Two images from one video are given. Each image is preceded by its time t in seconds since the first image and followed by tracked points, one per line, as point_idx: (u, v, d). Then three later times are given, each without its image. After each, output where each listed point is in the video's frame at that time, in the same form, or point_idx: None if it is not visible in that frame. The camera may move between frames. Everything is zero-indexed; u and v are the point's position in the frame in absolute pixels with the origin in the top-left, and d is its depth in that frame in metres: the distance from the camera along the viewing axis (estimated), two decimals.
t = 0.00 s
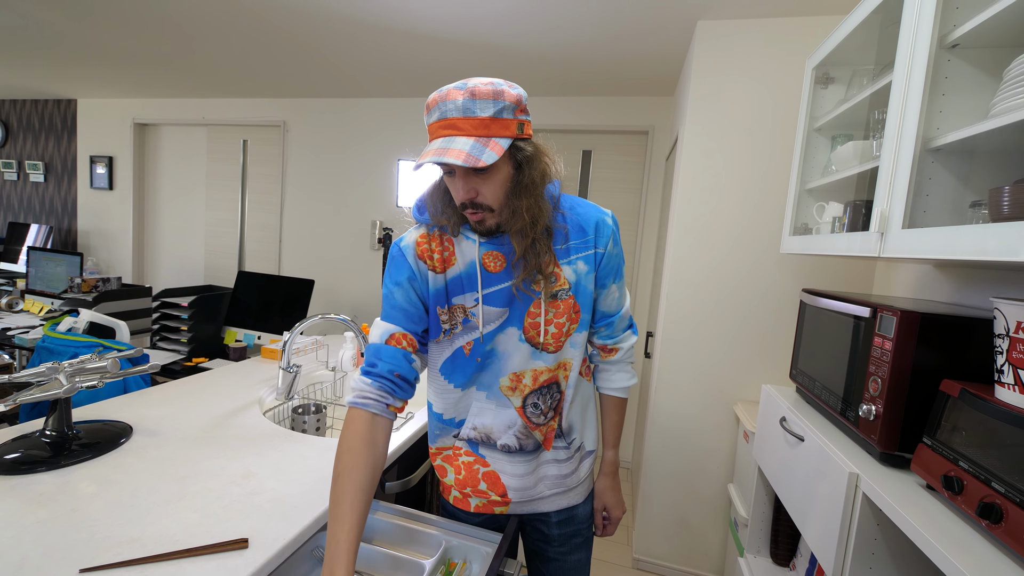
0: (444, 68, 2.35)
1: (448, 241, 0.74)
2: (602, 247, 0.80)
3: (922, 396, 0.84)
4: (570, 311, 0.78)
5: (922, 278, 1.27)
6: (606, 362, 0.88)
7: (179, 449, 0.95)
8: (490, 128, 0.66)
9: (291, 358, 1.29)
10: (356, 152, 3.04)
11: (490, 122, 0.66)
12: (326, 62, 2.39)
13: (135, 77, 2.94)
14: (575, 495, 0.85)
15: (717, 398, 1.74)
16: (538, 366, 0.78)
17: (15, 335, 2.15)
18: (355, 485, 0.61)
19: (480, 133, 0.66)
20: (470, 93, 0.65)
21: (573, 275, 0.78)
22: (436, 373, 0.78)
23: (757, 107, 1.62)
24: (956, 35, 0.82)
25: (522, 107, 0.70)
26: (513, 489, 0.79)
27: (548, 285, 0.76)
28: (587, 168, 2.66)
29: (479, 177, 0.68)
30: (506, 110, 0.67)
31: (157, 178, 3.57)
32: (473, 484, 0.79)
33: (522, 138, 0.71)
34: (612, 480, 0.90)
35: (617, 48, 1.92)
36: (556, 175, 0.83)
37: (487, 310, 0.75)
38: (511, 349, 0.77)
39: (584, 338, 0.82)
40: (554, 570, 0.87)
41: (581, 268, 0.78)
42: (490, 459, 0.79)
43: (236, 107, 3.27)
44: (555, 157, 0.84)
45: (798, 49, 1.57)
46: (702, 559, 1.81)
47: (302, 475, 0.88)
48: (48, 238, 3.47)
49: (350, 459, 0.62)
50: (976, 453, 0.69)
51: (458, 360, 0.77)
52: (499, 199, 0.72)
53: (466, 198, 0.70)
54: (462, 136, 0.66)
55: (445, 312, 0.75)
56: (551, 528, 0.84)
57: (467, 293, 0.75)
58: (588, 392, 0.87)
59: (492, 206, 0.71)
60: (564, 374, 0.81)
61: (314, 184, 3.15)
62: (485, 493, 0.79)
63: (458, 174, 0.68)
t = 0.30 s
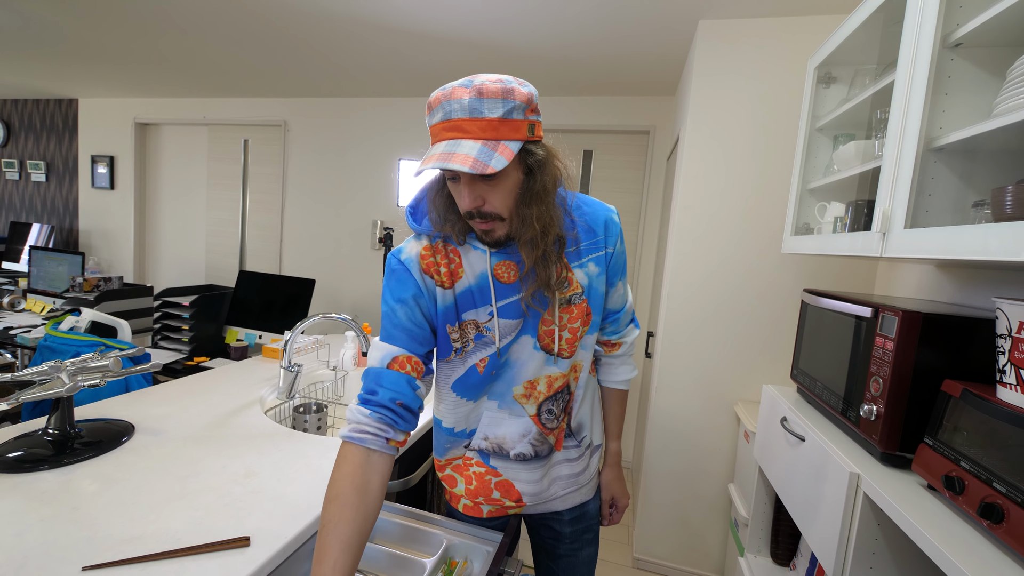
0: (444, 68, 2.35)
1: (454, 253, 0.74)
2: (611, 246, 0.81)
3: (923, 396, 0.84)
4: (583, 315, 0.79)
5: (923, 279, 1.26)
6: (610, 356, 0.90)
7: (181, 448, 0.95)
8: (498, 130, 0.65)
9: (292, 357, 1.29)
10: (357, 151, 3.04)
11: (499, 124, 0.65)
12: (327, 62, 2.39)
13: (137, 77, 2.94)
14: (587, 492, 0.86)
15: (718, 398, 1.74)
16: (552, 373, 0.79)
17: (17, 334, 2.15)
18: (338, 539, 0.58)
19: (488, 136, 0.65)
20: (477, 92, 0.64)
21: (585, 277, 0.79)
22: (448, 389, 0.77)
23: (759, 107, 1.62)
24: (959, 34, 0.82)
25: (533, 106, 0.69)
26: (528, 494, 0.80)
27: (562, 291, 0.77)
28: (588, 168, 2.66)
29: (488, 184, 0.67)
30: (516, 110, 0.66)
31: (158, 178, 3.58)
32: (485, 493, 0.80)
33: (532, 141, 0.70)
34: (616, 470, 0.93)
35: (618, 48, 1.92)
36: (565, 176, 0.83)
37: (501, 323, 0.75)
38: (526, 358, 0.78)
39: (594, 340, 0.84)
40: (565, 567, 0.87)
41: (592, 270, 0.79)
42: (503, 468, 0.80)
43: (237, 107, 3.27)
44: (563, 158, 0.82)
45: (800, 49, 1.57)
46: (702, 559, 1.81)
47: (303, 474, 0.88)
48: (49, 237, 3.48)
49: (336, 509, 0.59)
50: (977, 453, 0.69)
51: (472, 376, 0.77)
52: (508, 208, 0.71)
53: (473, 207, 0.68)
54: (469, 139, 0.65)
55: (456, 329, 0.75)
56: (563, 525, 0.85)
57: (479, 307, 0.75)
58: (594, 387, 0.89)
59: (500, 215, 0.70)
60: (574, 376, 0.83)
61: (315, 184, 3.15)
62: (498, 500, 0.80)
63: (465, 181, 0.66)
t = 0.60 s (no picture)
0: (446, 66, 2.35)
1: (456, 253, 0.75)
2: (619, 249, 0.81)
3: (926, 395, 0.84)
4: (587, 319, 0.79)
5: (927, 277, 1.26)
6: (616, 359, 0.90)
7: (184, 444, 0.96)
8: (506, 128, 0.65)
9: (294, 355, 1.30)
10: (359, 150, 3.04)
11: (507, 121, 0.65)
12: (328, 60, 2.39)
13: (139, 75, 2.95)
14: (590, 495, 0.87)
15: (720, 396, 1.74)
16: (555, 377, 0.79)
17: (20, 332, 2.16)
18: (342, 535, 0.58)
19: (495, 134, 0.65)
20: (485, 88, 0.63)
21: (591, 280, 0.78)
22: (450, 391, 0.77)
23: (762, 105, 1.62)
24: (964, 31, 0.81)
25: (541, 103, 0.69)
26: (530, 497, 0.80)
27: (567, 294, 0.77)
28: (590, 166, 2.65)
29: (494, 184, 0.67)
30: (525, 107, 0.66)
31: (160, 176, 3.58)
32: (487, 495, 0.80)
33: (540, 139, 0.70)
34: (620, 475, 0.93)
35: (620, 45, 1.92)
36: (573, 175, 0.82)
37: (503, 326, 0.75)
38: (529, 361, 0.78)
39: (599, 343, 0.84)
40: (568, 567, 0.87)
41: (599, 272, 0.79)
42: (505, 471, 0.80)
43: (239, 105, 3.28)
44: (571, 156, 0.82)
45: (803, 46, 1.57)
46: (704, 557, 1.81)
47: (306, 470, 0.89)
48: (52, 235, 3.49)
49: (339, 506, 0.59)
50: (980, 452, 0.69)
51: (475, 379, 0.77)
52: (514, 208, 0.71)
53: (479, 206, 0.68)
54: (475, 136, 0.65)
55: (458, 330, 0.75)
56: (566, 526, 0.85)
57: (481, 309, 0.75)
58: (599, 388, 0.89)
59: (506, 215, 0.70)
60: (578, 380, 0.82)
61: (317, 182, 3.15)
62: (501, 502, 0.80)
63: (471, 180, 0.66)
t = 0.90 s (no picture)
0: (447, 60, 2.33)
1: (453, 245, 0.74)
2: (616, 241, 0.81)
3: (923, 388, 0.84)
4: (584, 310, 0.79)
5: (926, 272, 1.26)
6: (614, 352, 0.90)
7: (185, 437, 0.96)
8: (498, 117, 0.65)
9: (294, 349, 1.30)
10: (359, 144, 3.04)
11: (499, 110, 0.65)
12: (328, 54, 2.38)
13: (137, 69, 2.93)
14: (588, 486, 0.87)
15: (719, 391, 1.75)
16: (553, 369, 0.79)
17: (20, 327, 2.16)
18: (339, 522, 0.58)
19: (487, 122, 0.65)
20: (476, 77, 0.63)
21: (588, 272, 0.78)
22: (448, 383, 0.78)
23: (763, 100, 1.61)
24: (966, 24, 0.81)
25: (533, 93, 0.69)
26: (529, 489, 0.80)
27: (563, 286, 0.77)
28: (591, 162, 2.65)
29: (486, 173, 0.67)
30: (516, 96, 0.66)
31: (159, 171, 3.57)
32: (487, 487, 0.80)
33: (533, 129, 0.70)
34: (619, 467, 0.93)
35: (622, 40, 1.91)
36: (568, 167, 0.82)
37: (501, 318, 0.75)
38: (527, 353, 0.78)
39: (597, 335, 0.84)
40: (566, 558, 0.88)
41: (595, 264, 0.79)
42: (504, 463, 0.80)
43: (239, 99, 3.26)
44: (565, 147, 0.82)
45: (805, 41, 1.56)
46: (702, 550, 1.83)
47: (306, 463, 0.89)
48: (50, 230, 3.48)
49: (336, 494, 0.59)
50: (975, 444, 0.69)
51: (472, 372, 0.77)
52: (508, 197, 0.71)
53: (473, 196, 0.68)
54: (467, 125, 0.65)
55: (455, 323, 0.75)
56: (565, 518, 0.86)
57: (479, 301, 0.75)
58: (598, 381, 0.90)
59: (501, 205, 0.70)
60: (576, 372, 0.83)
61: (317, 176, 3.14)
62: (500, 493, 0.80)
63: (465, 169, 0.66)
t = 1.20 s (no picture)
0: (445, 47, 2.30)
1: (448, 233, 0.75)
2: (609, 224, 0.80)
3: (919, 375, 0.84)
4: (580, 294, 0.79)
5: (925, 261, 1.26)
6: (610, 337, 0.90)
7: (185, 424, 0.97)
8: (487, 92, 0.64)
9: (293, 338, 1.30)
10: (357, 133, 3.01)
11: (487, 85, 0.64)
12: (325, 41, 2.34)
13: (132, 56, 2.89)
14: (586, 469, 0.88)
15: (717, 380, 1.76)
16: (549, 352, 0.79)
17: (18, 317, 2.16)
18: (343, 507, 0.58)
19: (475, 97, 0.64)
20: (463, 53, 0.63)
21: (582, 256, 0.78)
22: (445, 368, 0.78)
23: (764, 88, 1.59)
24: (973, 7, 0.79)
25: (521, 72, 0.69)
26: (528, 472, 0.81)
27: (558, 269, 0.77)
28: (590, 152, 2.63)
29: (477, 149, 0.67)
30: (504, 73, 0.66)
31: (155, 160, 3.54)
32: (486, 471, 0.81)
33: (520, 107, 0.70)
34: (616, 450, 0.94)
35: (623, 27, 1.88)
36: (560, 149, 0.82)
37: (497, 303, 0.75)
38: (523, 337, 0.78)
39: (593, 319, 0.84)
40: (564, 541, 0.89)
41: (589, 248, 0.78)
42: (502, 447, 0.81)
43: (235, 88, 3.22)
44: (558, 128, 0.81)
45: (809, 26, 1.54)
46: (698, 535, 1.85)
47: (306, 450, 0.90)
48: (47, 221, 3.46)
49: (338, 481, 0.60)
50: (971, 430, 0.70)
51: (469, 357, 0.77)
52: (499, 174, 0.71)
53: (464, 172, 0.68)
54: (456, 100, 0.64)
55: (452, 308, 0.75)
56: (564, 502, 0.87)
57: (475, 287, 0.75)
58: (595, 366, 0.90)
59: (492, 182, 0.70)
60: (573, 356, 0.83)
61: (314, 166, 3.12)
62: (499, 478, 0.81)
63: (456, 144, 0.66)
